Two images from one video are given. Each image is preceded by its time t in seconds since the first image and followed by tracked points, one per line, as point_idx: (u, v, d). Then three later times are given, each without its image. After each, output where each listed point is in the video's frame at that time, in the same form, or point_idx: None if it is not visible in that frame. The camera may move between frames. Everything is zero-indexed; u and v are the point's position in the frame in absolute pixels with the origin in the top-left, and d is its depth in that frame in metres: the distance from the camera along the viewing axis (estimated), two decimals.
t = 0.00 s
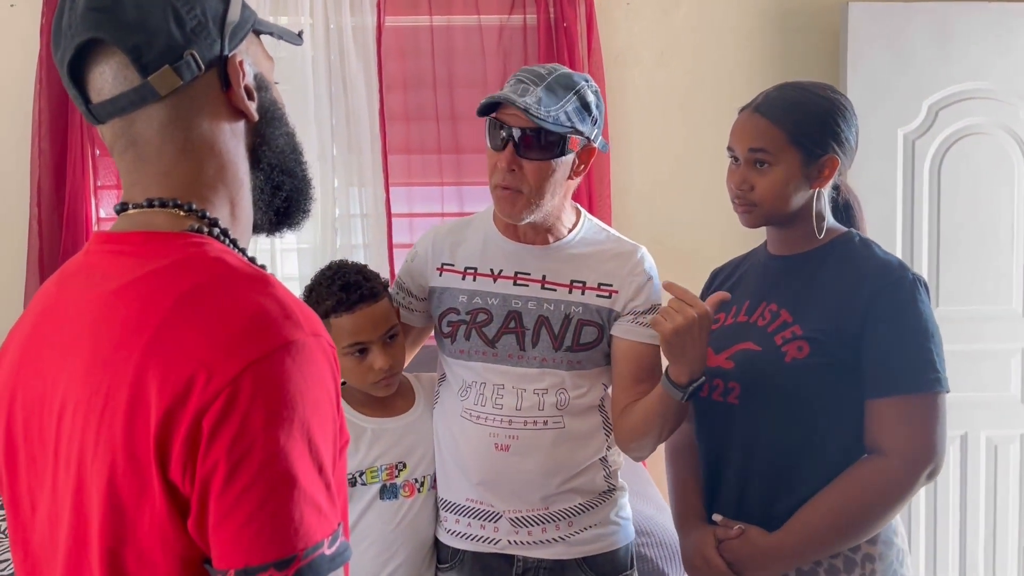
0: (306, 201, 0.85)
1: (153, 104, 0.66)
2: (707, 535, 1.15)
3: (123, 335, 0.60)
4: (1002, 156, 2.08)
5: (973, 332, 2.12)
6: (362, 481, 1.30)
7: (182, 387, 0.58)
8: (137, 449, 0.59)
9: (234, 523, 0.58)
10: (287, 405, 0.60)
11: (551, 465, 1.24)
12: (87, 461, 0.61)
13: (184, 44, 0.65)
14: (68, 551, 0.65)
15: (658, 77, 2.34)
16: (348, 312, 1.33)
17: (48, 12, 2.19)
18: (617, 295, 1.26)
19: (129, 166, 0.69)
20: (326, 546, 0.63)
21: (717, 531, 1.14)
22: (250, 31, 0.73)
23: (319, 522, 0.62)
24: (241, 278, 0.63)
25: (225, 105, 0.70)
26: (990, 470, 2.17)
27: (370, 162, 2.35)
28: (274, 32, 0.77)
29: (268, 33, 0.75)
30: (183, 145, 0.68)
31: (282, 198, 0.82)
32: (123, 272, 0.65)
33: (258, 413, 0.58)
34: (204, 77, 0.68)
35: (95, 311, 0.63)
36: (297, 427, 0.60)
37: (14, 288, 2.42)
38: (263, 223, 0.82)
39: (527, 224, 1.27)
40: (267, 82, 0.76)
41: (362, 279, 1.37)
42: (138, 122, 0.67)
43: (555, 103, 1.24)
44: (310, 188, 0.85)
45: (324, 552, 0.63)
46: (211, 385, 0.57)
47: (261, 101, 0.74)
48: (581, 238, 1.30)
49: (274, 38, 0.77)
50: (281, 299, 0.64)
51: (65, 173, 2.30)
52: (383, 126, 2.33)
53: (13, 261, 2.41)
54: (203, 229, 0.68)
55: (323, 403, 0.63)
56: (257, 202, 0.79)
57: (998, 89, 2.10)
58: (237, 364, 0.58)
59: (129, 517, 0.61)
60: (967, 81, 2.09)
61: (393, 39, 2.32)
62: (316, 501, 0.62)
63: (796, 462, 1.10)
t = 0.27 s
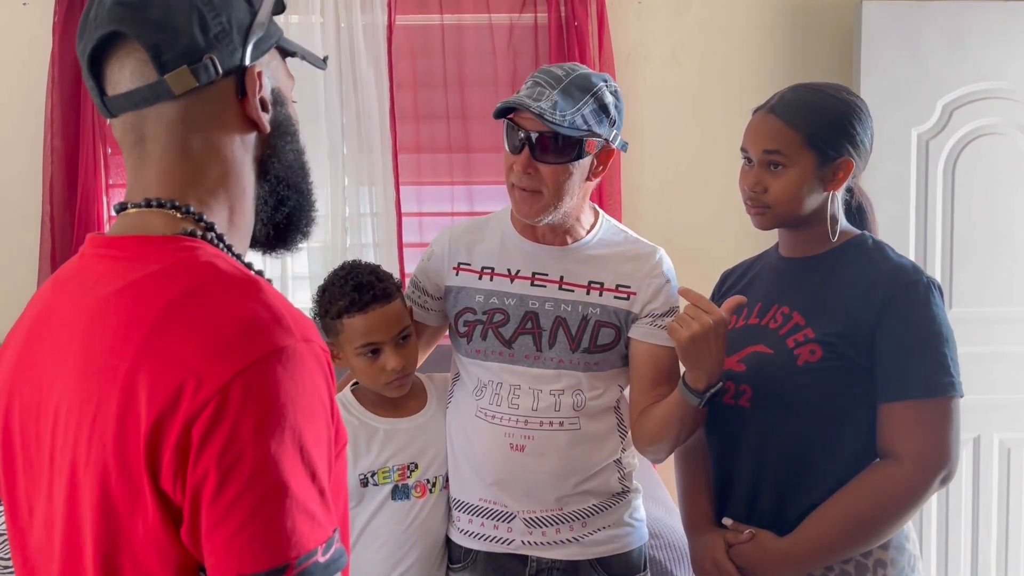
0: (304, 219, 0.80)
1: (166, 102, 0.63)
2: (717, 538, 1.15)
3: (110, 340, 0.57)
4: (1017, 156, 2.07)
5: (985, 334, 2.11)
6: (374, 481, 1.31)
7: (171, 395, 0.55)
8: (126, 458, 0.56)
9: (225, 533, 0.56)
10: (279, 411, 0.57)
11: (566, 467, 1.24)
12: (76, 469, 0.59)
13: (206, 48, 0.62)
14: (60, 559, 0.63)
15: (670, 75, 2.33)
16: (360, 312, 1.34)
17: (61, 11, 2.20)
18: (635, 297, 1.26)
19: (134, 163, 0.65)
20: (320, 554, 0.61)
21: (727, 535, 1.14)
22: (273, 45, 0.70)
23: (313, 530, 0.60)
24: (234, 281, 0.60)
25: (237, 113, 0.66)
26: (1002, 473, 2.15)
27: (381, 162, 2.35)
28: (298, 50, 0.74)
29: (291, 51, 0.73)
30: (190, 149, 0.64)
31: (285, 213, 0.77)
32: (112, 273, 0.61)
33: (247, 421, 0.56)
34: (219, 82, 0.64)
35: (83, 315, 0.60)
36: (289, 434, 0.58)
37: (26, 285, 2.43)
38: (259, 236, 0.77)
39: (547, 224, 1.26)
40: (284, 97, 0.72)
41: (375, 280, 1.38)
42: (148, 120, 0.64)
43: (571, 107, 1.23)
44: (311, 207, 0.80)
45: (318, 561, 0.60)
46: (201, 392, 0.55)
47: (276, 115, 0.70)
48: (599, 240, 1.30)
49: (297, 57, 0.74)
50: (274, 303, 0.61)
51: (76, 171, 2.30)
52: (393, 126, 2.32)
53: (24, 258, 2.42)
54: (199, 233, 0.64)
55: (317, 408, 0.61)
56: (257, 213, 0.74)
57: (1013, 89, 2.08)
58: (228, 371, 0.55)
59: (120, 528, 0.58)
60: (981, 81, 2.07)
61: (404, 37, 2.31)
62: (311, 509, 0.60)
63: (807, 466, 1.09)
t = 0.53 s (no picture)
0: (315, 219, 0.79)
1: (183, 99, 0.62)
2: (726, 537, 1.15)
3: (115, 332, 0.56)
4: None
5: (1000, 332, 2.09)
6: (386, 476, 1.31)
7: (174, 385, 0.54)
8: (131, 449, 0.55)
9: (226, 526, 0.54)
10: (281, 404, 0.55)
11: (578, 465, 1.25)
12: (82, 462, 0.58)
13: (225, 48, 0.62)
14: (63, 555, 0.62)
15: (683, 71, 2.33)
16: (373, 307, 1.34)
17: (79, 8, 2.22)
18: (647, 293, 1.26)
19: (150, 157, 0.65)
20: (320, 548, 0.58)
21: (736, 533, 1.14)
22: (290, 50, 0.71)
23: (314, 524, 0.58)
24: (239, 274, 0.59)
25: (251, 114, 0.66)
26: (1017, 474, 2.13)
27: (393, 159, 2.35)
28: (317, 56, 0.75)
29: (308, 55, 0.74)
30: (205, 146, 0.64)
31: (295, 214, 0.76)
32: (120, 267, 0.61)
33: (249, 413, 0.54)
34: (235, 83, 0.64)
35: (90, 309, 0.59)
36: (291, 426, 0.56)
37: (45, 278, 2.47)
38: (268, 237, 0.76)
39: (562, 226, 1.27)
40: (298, 101, 0.72)
41: (387, 275, 1.38)
42: (164, 115, 0.63)
43: (595, 112, 1.23)
44: (319, 211, 0.79)
45: (317, 554, 0.58)
46: (205, 384, 0.53)
47: (289, 116, 0.70)
48: (610, 236, 1.30)
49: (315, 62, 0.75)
50: (278, 297, 0.60)
51: (94, 166, 2.33)
52: (406, 122, 2.33)
53: (44, 252, 2.45)
54: (209, 229, 0.64)
55: (320, 402, 0.59)
56: (267, 214, 0.72)
57: None
58: (231, 362, 0.54)
59: (126, 521, 0.57)
60: (999, 78, 2.05)
61: (417, 34, 2.32)
62: (312, 503, 0.58)
63: (816, 464, 1.10)
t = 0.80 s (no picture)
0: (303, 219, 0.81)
1: (169, 101, 0.65)
2: (716, 536, 1.16)
3: (99, 328, 0.59)
4: None
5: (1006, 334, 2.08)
6: (382, 472, 1.34)
7: (152, 380, 0.56)
8: (110, 441, 0.57)
9: (198, 517, 0.56)
10: (253, 401, 0.57)
11: (573, 461, 1.26)
12: (65, 452, 0.60)
13: (210, 52, 0.65)
14: (47, 541, 0.64)
15: (688, 70, 2.33)
16: (369, 306, 1.37)
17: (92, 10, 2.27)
18: (641, 290, 1.27)
19: (139, 158, 0.68)
20: (292, 541, 0.60)
21: (726, 532, 1.15)
22: (280, 54, 0.73)
23: (286, 517, 0.59)
24: (219, 274, 0.61)
25: (237, 116, 0.68)
26: None
27: (399, 159, 2.38)
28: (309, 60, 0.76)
29: (299, 60, 0.76)
30: (191, 148, 0.66)
31: (282, 215, 0.77)
32: (106, 265, 0.63)
33: (223, 409, 0.56)
34: (221, 86, 0.66)
35: (78, 305, 0.62)
36: (263, 422, 0.58)
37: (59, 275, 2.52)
38: (258, 235, 0.78)
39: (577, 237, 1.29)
40: (287, 105, 0.74)
41: (382, 274, 1.41)
42: (152, 116, 0.66)
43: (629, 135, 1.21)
44: (309, 208, 0.81)
45: (287, 547, 0.60)
46: (181, 379, 0.56)
47: (277, 119, 0.72)
48: (605, 234, 1.31)
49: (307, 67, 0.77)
50: (256, 297, 0.62)
51: (106, 165, 2.37)
52: (412, 121, 2.36)
53: (57, 249, 2.50)
54: (194, 229, 0.66)
55: (294, 399, 0.61)
56: (254, 213, 0.74)
57: None
58: (207, 360, 0.56)
59: (105, 509, 0.60)
60: (1005, 77, 2.03)
61: (423, 34, 2.34)
62: (284, 497, 0.59)
63: (807, 463, 1.10)
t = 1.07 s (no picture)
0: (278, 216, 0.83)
1: (140, 96, 0.67)
2: (696, 530, 1.17)
3: (66, 317, 0.61)
4: None
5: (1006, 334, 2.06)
6: (370, 466, 1.36)
7: (112, 367, 0.58)
8: (72, 425, 0.60)
9: (154, 500, 0.58)
10: (209, 389, 0.59)
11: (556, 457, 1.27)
12: (31, 436, 0.63)
13: (180, 49, 0.67)
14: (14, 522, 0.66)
15: (687, 69, 2.33)
16: (363, 302, 1.38)
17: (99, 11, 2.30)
18: (626, 289, 1.29)
19: (114, 153, 0.70)
20: (247, 527, 0.62)
21: (706, 527, 1.16)
22: (254, 53, 0.74)
23: (241, 503, 0.61)
24: (181, 267, 0.63)
25: (208, 114, 0.71)
26: None
27: (399, 158, 2.40)
28: (284, 61, 0.78)
29: (275, 60, 0.78)
30: (162, 144, 0.69)
31: (255, 210, 0.80)
32: (75, 256, 0.65)
33: (178, 396, 0.58)
34: (191, 83, 0.69)
35: (48, 295, 0.64)
36: (218, 410, 0.60)
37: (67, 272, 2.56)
38: (231, 231, 0.79)
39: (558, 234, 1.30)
40: (260, 103, 0.76)
41: (375, 270, 1.42)
42: (125, 112, 0.68)
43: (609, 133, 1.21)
44: (281, 206, 0.83)
45: (242, 532, 0.61)
46: (139, 366, 0.58)
47: (249, 117, 0.74)
48: (592, 232, 1.32)
49: (284, 68, 0.79)
50: (217, 290, 0.64)
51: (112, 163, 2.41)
52: (413, 120, 2.38)
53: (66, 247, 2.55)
54: (161, 222, 0.68)
55: (251, 388, 0.63)
56: (227, 209, 0.76)
57: None
58: (164, 348, 0.58)
59: (67, 491, 0.62)
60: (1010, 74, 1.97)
61: (423, 33, 2.36)
62: (239, 483, 0.61)
63: (785, 459, 1.11)
